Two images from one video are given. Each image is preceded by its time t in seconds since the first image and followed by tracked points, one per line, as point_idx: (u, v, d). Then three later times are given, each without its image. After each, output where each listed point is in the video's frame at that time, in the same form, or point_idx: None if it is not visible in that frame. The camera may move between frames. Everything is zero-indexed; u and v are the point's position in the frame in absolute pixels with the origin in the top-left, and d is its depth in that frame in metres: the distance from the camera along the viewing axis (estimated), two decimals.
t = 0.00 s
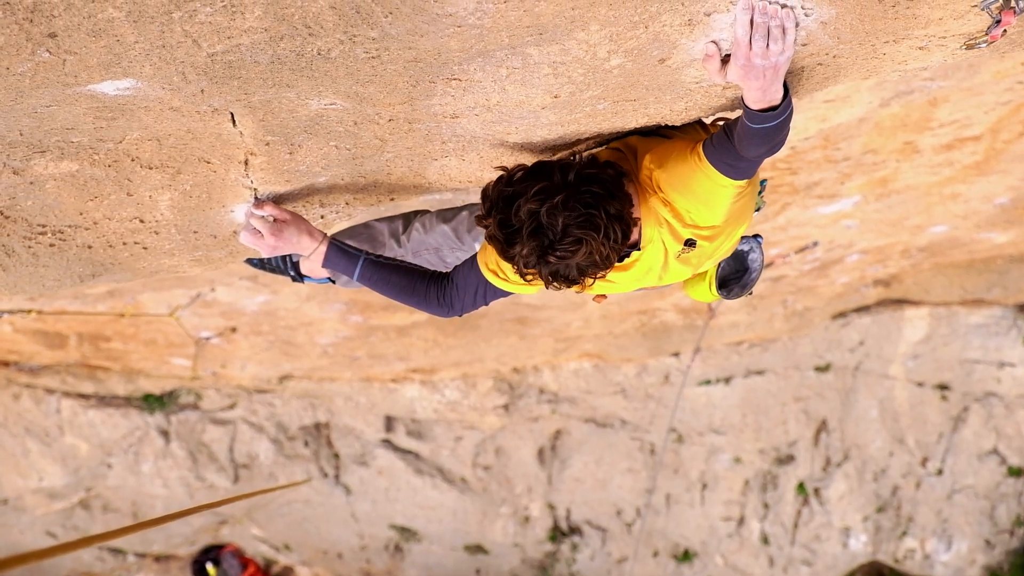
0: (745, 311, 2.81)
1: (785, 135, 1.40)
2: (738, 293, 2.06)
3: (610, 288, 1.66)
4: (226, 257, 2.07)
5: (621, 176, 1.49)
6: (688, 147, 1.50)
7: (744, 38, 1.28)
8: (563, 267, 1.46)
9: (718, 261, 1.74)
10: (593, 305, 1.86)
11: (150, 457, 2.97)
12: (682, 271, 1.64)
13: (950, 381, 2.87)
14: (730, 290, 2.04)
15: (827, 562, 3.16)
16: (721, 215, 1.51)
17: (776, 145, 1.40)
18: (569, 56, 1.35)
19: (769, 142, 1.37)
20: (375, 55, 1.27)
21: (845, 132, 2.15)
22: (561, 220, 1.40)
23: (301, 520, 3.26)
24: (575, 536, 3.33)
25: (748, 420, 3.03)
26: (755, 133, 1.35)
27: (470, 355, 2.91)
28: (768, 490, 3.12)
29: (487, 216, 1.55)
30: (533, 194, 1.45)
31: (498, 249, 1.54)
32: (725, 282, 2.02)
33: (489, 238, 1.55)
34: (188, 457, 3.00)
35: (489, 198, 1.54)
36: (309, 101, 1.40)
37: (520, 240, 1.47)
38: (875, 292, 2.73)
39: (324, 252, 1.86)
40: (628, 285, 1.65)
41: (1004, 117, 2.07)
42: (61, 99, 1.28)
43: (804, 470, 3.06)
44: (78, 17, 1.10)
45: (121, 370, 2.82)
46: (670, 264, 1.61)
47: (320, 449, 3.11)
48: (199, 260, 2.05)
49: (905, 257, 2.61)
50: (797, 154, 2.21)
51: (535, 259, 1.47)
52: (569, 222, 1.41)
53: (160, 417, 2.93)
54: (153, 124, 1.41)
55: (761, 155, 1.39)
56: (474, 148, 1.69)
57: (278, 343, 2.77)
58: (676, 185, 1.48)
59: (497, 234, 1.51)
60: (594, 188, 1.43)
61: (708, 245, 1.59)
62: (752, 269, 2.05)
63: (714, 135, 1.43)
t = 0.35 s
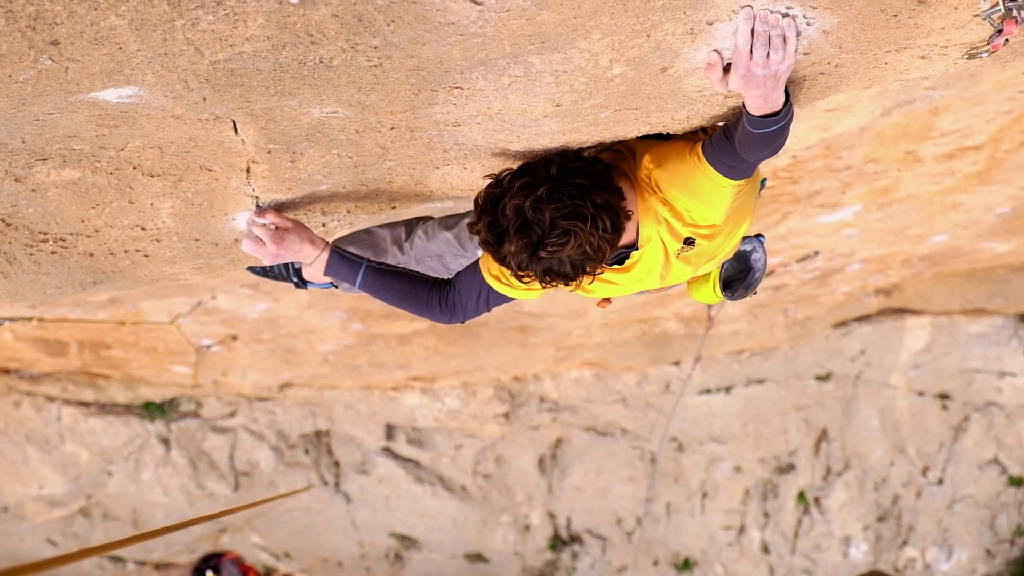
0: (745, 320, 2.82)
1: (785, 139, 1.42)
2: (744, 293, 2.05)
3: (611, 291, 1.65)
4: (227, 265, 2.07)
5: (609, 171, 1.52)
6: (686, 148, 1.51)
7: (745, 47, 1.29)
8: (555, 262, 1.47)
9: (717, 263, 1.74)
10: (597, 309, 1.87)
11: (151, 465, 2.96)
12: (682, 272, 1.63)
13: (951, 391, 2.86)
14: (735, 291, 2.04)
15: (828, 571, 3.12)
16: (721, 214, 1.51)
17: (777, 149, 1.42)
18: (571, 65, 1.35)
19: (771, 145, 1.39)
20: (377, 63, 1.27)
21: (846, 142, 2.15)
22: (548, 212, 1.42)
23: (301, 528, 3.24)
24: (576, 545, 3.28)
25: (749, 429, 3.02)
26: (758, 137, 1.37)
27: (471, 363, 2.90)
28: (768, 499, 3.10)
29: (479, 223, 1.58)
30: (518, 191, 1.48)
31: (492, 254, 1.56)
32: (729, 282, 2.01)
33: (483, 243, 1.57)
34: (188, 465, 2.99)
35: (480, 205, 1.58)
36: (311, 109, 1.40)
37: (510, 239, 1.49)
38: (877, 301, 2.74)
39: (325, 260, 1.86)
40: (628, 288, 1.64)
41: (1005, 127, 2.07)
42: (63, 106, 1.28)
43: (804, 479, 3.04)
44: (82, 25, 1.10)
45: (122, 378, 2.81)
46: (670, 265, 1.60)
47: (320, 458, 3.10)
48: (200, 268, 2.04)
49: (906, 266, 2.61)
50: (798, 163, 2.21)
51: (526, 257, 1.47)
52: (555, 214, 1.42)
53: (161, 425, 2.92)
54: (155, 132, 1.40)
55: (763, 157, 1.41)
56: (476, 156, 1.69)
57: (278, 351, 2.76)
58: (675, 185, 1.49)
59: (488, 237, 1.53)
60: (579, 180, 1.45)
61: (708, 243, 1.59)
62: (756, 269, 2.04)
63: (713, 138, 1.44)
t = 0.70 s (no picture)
0: (747, 327, 2.83)
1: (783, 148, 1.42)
2: (739, 308, 2.06)
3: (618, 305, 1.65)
4: (228, 274, 2.07)
5: (609, 187, 1.51)
6: (687, 162, 1.51)
7: (745, 55, 1.28)
8: (558, 282, 1.47)
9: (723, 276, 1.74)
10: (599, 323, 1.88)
11: (152, 474, 2.96)
12: (688, 285, 1.63)
13: (952, 397, 2.84)
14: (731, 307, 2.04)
15: None
16: (725, 227, 1.50)
17: (776, 158, 1.41)
18: (571, 73, 1.35)
19: (769, 155, 1.38)
20: (378, 71, 1.27)
21: (846, 148, 2.15)
22: (547, 233, 1.42)
23: (303, 536, 3.24)
24: (578, 552, 3.27)
25: (751, 435, 3.02)
26: (755, 146, 1.36)
27: (472, 371, 2.90)
28: (770, 506, 3.09)
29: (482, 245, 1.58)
30: (517, 213, 1.48)
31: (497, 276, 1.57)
32: (728, 298, 2.02)
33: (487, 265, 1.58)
34: (190, 473, 2.98)
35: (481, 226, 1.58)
36: (312, 117, 1.40)
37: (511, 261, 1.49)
38: (879, 308, 2.75)
39: (327, 269, 1.85)
40: (635, 302, 1.65)
41: (1006, 132, 2.07)
42: (64, 115, 1.28)
43: (806, 486, 3.03)
44: (82, 34, 1.10)
45: (124, 388, 2.81)
46: (677, 278, 1.60)
47: (322, 466, 3.09)
48: (201, 277, 2.04)
49: (907, 272, 2.61)
50: (799, 169, 2.21)
51: (529, 278, 1.48)
52: (555, 235, 1.42)
53: (162, 433, 2.92)
54: (156, 141, 1.41)
55: (761, 168, 1.40)
56: (477, 164, 1.69)
57: (280, 359, 2.76)
58: (677, 200, 1.49)
59: (491, 259, 1.54)
60: (577, 198, 1.45)
61: (713, 257, 1.58)
62: (755, 284, 2.03)
63: (711, 151, 1.44)
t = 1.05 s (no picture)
0: (750, 338, 2.83)
1: (787, 161, 1.42)
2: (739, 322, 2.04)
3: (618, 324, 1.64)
4: (231, 286, 2.06)
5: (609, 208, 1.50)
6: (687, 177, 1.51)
7: (748, 67, 1.28)
8: (567, 307, 1.46)
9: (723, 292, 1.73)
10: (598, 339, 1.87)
11: (155, 486, 2.94)
12: (689, 301, 1.62)
13: (956, 409, 2.82)
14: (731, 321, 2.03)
15: None
16: (725, 241, 1.50)
17: (780, 172, 1.41)
18: (574, 84, 1.35)
19: (773, 168, 1.39)
20: (380, 84, 1.27)
21: (849, 160, 2.15)
22: (552, 260, 1.41)
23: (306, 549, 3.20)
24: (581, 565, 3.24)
25: (754, 447, 3.00)
26: (761, 159, 1.36)
27: (475, 383, 2.89)
28: (774, 517, 3.06)
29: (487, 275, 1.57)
30: (519, 242, 1.46)
31: (505, 305, 1.56)
32: (726, 313, 2.01)
33: (494, 296, 1.57)
34: (193, 486, 2.96)
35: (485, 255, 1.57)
36: (315, 130, 1.40)
37: (519, 291, 1.48)
38: (881, 319, 2.74)
39: (329, 281, 1.85)
40: (636, 320, 1.64)
41: (1008, 144, 2.06)
42: (67, 128, 1.28)
43: (810, 497, 3.00)
44: (84, 47, 1.10)
45: (127, 400, 2.81)
46: (678, 295, 1.59)
47: (325, 478, 3.08)
48: (204, 289, 2.04)
49: (910, 283, 2.61)
50: (802, 181, 2.21)
51: (537, 306, 1.47)
52: (559, 261, 1.41)
53: (165, 446, 2.91)
54: (159, 153, 1.41)
55: (766, 181, 1.40)
56: (479, 176, 1.69)
57: (283, 371, 2.75)
58: (677, 216, 1.48)
59: (498, 290, 1.52)
60: (578, 222, 1.43)
61: (714, 272, 1.57)
62: (754, 300, 2.04)
63: (714, 165, 1.44)
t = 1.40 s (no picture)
0: (752, 345, 2.83)
1: (795, 173, 1.41)
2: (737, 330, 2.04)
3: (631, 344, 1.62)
4: (234, 293, 2.06)
5: (619, 233, 1.47)
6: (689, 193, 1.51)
7: (751, 74, 1.28)
8: (588, 336, 1.44)
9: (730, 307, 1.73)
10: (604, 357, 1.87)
11: (157, 493, 2.93)
12: (700, 317, 1.62)
13: (958, 415, 2.80)
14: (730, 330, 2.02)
15: None
16: (735, 254, 1.50)
17: (787, 183, 1.41)
18: (575, 91, 1.35)
19: (780, 180, 1.38)
20: (382, 90, 1.27)
21: (851, 166, 2.15)
22: (570, 292, 1.38)
23: (308, 557, 3.14)
24: (583, 572, 3.18)
25: (756, 454, 3.00)
26: (767, 169, 1.36)
27: (477, 390, 2.89)
28: (775, 524, 3.04)
29: (501, 310, 1.54)
30: (535, 276, 1.43)
31: (524, 340, 1.53)
32: (726, 321, 2.01)
33: (512, 331, 1.54)
34: (195, 493, 2.95)
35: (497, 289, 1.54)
36: (317, 136, 1.40)
37: (539, 326, 1.45)
38: (883, 326, 2.75)
39: (331, 289, 1.86)
40: (649, 340, 1.62)
41: (1011, 150, 2.05)
42: (69, 135, 1.28)
43: (811, 504, 2.98)
44: (86, 53, 1.10)
45: (129, 406, 2.81)
46: (689, 311, 1.58)
47: (327, 484, 3.07)
48: (206, 296, 2.04)
49: (912, 290, 2.60)
50: (804, 188, 2.21)
51: (558, 338, 1.45)
52: (578, 293, 1.38)
53: (168, 453, 2.90)
54: (160, 160, 1.41)
55: (773, 192, 1.39)
56: (481, 183, 1.69)
57: (285, 378, 2.75)
58: (686, 233, 1.48)
59: (517, 326, 1.50)
60: (591, 251, 1.41)
61: (723, 287, 1.57)
62: (754, 307, 2.02)
63: (721, 177, 1.44)
